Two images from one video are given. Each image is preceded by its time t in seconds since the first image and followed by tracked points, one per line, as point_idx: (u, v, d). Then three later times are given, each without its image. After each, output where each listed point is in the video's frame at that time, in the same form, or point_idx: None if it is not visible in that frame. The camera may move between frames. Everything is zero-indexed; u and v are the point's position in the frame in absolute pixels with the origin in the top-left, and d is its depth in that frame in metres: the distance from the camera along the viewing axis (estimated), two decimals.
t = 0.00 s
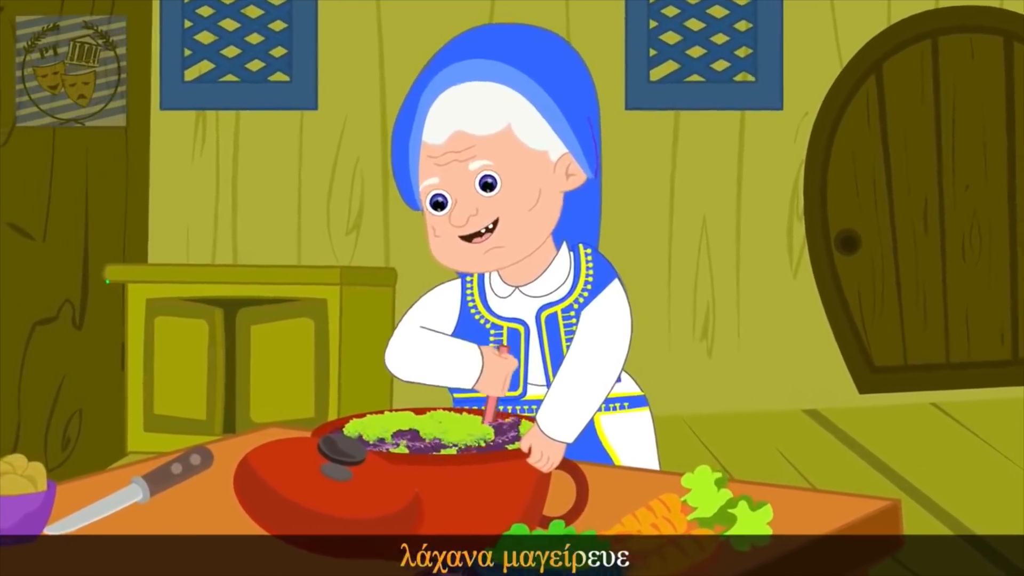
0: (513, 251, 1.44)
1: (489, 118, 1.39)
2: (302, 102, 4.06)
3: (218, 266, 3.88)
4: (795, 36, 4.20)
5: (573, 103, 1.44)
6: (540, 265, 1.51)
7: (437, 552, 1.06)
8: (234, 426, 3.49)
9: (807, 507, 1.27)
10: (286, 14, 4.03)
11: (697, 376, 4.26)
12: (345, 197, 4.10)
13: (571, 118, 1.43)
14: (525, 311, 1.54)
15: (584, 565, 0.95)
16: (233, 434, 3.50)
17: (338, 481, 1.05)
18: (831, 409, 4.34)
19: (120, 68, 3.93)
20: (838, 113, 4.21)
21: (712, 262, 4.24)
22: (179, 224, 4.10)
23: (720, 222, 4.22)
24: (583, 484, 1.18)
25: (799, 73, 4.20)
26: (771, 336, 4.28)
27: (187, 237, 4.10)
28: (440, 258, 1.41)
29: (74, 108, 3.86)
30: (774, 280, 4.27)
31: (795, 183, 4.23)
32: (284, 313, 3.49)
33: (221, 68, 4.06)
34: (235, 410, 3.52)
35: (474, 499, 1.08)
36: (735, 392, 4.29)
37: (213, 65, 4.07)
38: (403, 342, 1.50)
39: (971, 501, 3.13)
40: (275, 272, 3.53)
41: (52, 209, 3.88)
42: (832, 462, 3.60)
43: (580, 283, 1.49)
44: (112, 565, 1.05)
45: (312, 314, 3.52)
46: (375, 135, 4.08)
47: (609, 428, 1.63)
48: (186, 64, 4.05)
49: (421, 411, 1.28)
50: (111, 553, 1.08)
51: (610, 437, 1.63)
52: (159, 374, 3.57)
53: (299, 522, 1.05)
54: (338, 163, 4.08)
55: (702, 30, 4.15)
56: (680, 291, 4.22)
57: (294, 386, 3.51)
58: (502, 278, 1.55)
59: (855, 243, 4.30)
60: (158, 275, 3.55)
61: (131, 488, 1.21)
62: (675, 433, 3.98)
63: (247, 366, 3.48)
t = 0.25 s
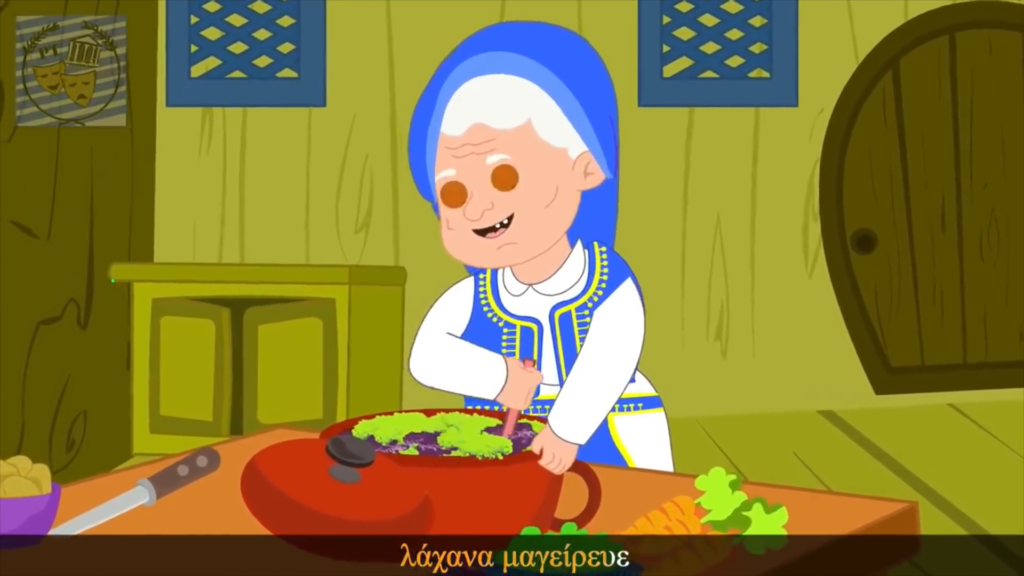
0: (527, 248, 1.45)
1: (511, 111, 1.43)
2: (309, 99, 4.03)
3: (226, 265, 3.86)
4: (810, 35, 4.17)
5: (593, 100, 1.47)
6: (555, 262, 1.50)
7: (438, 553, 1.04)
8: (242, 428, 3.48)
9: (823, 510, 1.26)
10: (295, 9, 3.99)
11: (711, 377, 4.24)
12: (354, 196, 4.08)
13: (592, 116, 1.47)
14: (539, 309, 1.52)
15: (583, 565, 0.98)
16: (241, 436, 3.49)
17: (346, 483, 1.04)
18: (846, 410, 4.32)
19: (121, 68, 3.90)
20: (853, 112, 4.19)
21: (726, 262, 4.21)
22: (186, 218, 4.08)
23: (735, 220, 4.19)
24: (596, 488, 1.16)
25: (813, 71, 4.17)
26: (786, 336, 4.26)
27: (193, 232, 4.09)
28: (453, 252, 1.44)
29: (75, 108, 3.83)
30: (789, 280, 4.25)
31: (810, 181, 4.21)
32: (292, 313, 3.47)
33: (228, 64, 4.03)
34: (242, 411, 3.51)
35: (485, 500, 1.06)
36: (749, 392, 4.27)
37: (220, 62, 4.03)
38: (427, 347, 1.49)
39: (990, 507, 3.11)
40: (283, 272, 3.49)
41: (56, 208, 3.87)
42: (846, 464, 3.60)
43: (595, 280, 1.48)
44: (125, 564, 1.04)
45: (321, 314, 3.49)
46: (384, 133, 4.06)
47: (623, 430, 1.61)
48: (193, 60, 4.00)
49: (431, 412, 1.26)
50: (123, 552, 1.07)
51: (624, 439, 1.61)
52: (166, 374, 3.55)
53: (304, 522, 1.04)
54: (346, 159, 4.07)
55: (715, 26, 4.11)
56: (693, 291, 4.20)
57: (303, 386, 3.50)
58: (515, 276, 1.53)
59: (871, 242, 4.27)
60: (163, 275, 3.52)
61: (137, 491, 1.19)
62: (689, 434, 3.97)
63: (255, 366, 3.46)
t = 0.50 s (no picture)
0: (535, 250, 1.44)
1: (511, 112, 1.41)
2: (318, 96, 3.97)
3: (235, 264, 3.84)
4: (826, 33, 4.15)
5: (596, 97, 1.44)
6: (565, 262, 1.49)
7: (439, 553, 1.03)
8: (250, 429, 3.46)
9: (839, 511, 1.24)
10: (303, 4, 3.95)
11: (727, 378, 4.22)
12: (363, 196, 4.04)
13: (595, 113, 1.44)
14: (548, 310, 1.50)
15: (582, 564, 0.96)
16: (248, 436, 3.47)
17: (355, 485, 1.02)
18: (862, 411, 4.30)
19: (120, 68, 3.85)
20: (868, 110, 4.17)
21: (741, 262, 4.19)
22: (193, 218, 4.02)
23: (750, 218, 4.17)
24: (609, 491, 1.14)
25: (829, 67, 4.15)
26: (801, 336, 4.24)
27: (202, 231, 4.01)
28: (461, 257, 1.44)
29: (74, 108, 3.82)
30: (806, 279, 4.22)
31: (825, 180, 4.18)
32: (301, 313, 3.45)
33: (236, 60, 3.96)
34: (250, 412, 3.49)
35: (494, 501, 1.06)
36: (764, 393, 4.24)
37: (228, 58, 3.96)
38: (422, 342, 1.50)
39: (1010, 511, 3.09)
40: (291, 271, 3.47)
41: (61, 206, 3.85)
42: (862, 465, 3.59)
43: (604, 280, 1.45)
44: (135, 565, 1.03)
45: (330, 314, 3.47)
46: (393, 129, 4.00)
47: (635, 432, 1.59)
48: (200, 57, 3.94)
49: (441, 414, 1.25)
50: (133, 553, 1.05)
51: (637, 442, 1.59)
52: (173, 374, 3.54)
53: (308, 524, 1.02)
54: (355, 157, 4.03)
55: (729, 22, 4.06)
56: (708, 291, 4.17)
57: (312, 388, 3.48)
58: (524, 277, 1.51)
59: (888, 240, 4.26)
60: (169, 274, 3.50)
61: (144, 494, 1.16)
62: (703, 435, 3.96)
63: (263, 366, 3.45)
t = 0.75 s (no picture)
0: (546, 249, 1.43)
1: (518, 110, 1.40)
2: (326, 90, 4.03)
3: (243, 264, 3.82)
4: (841, 31, 4.14)
5: (605, 93, 1.44)
6: (577, 259, 1.47)
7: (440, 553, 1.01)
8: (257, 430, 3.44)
9: (855, 513, 1.22)
10: None
11: (740, 378, 4.21)
12: (372, 193, 4.08)
13: (603, 109, 1.44)
14: (559, 310, 1.48)
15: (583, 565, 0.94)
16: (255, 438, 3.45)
17: (362, 488, 1.00)
18: (878, 412, 4.28)
19: (120, 69, 3.84)
20: (884, 106, 4.15)
21: (755, 261, 4.18)
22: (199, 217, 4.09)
23: (764, 216, 4.16)
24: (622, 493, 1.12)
25: (845, 64, 4.14)
26: (816, 336, 4.22)
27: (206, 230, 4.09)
28: (470, 258, 1.42)
29: (73, 107, 3.79)
30: (821, 278, 4.21)
31: (840, 178, 4.17)
32: (309, 313, 3.42)
33: (242, 55, 4.04)
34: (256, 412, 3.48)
35: (505, 503, 1.03)
36: (778, 393, 4.23)
37: (235, 53, 4.05)
38: (425, 339, 1.49)
39: None
40: (299, 270, 3.47)
41: (65, 204, 3.79)
42: (877, 466, 3.58)
43: (616, 280, 1.44)
44: (148, 563, 1.01)
45: (339, 313, 3.45)
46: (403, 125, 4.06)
47: (647, 433, 1.58)
48: (206, 52, 4.02)
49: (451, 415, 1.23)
50: (145, 552, 1.04)
51: (648, 442, 1.58)
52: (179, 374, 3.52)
53: (312, 524, 1.00)
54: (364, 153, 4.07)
55: (743, 17, 4.09)
56: (721, 290, 4.17)
57: (320, 389, 3.46)
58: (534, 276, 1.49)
59: (904, 238, 4.25)
60: (175, 273, 3.49)
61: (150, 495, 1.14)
62: (717, 436, 3.95)
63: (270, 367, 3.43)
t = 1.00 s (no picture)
0: (558, 246, 1.41)
1: (531, 105, 1.38)
2: (334, 87, 4.06)
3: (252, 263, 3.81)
4: (858, 30, 4.13)
5: (618, 90, 1.42)
6: (589, 258, 1.46)
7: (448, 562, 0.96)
8: (265, 431, 3.42)
9: (872, 514, 1.21)
10: None
11: (754, 378, 4.21)
12: (381, 189, 4.10)
13: (618, 106, 1.43)
14: (571, 309, 1.47)
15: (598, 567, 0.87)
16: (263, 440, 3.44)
17: (373, 490, 0.96)
18: (893, 412, 4.28)
19: (121, 68, 3.79)
20: (900, 104, 4.15)
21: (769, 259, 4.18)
22: (205, 216, 4.12)
23: (778, 214, 4.16)
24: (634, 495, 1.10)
25: (860, 61, 4.13)
26: (831, 336, 4.22)
27: (212, 229, 4.11)
28: (481, 255, 1.42)
29: (73, 108, 3.75)
30: (836, 277, 4.21)
31: (856, 176, 4.17)
32: (319, 311, 3.43)
33: (250, 52, 4.06)
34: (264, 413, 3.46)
35: (516, 506, 1.00)
36: (792, 393, 4.23)
37: (241, 49, 4.06)
38: (434, 339, 1.46)
39: None
40: (307, 270, 3.46)
41: (70, 203, 3.78)
42: (893, 467, 3.57)
43: (628, 277, 1.43)
44: (159, 566, 1.00)
45: (347, 313, 3.45)
46: (412, 123, 4.08)
47: (658, 433, 1.57)
48: (212, 48, 4.04)
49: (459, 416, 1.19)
50: (156, 553, 1.02)
51: (657, 442, 1.57)
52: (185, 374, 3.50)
53: (322, 527, 0.97)
54: (373, 150, 4.09)
55: (757, 13, 4.08)
56: (735, 289, 4.17)
57: (330, 390, 3.45)
58: (545, 275, 1.48)
59: (920, 237, 4.25)
60: (181, 272, 3.47)
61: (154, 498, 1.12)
62: (728, 437, 3.94)
63: (278, 367, 3.41)
